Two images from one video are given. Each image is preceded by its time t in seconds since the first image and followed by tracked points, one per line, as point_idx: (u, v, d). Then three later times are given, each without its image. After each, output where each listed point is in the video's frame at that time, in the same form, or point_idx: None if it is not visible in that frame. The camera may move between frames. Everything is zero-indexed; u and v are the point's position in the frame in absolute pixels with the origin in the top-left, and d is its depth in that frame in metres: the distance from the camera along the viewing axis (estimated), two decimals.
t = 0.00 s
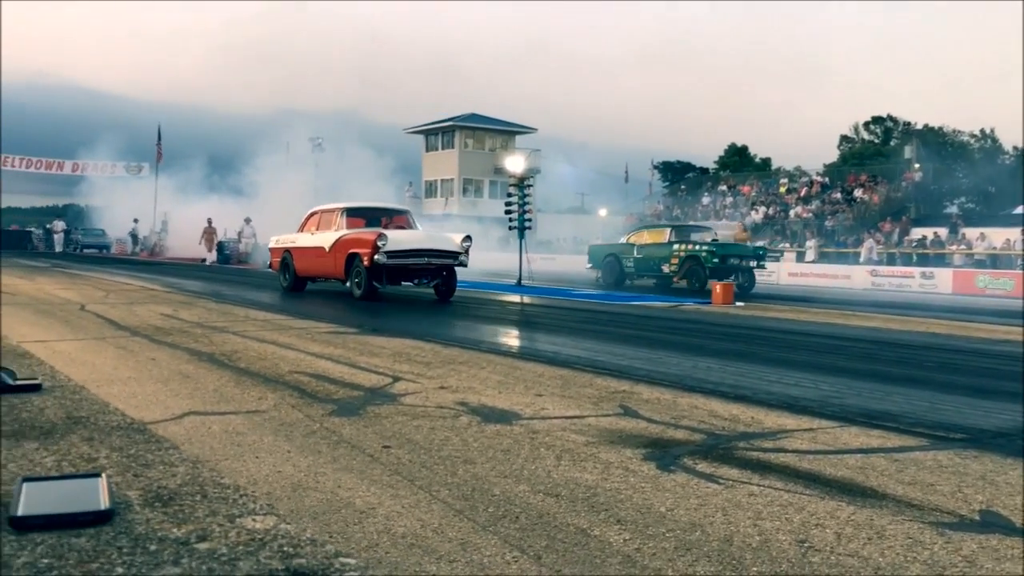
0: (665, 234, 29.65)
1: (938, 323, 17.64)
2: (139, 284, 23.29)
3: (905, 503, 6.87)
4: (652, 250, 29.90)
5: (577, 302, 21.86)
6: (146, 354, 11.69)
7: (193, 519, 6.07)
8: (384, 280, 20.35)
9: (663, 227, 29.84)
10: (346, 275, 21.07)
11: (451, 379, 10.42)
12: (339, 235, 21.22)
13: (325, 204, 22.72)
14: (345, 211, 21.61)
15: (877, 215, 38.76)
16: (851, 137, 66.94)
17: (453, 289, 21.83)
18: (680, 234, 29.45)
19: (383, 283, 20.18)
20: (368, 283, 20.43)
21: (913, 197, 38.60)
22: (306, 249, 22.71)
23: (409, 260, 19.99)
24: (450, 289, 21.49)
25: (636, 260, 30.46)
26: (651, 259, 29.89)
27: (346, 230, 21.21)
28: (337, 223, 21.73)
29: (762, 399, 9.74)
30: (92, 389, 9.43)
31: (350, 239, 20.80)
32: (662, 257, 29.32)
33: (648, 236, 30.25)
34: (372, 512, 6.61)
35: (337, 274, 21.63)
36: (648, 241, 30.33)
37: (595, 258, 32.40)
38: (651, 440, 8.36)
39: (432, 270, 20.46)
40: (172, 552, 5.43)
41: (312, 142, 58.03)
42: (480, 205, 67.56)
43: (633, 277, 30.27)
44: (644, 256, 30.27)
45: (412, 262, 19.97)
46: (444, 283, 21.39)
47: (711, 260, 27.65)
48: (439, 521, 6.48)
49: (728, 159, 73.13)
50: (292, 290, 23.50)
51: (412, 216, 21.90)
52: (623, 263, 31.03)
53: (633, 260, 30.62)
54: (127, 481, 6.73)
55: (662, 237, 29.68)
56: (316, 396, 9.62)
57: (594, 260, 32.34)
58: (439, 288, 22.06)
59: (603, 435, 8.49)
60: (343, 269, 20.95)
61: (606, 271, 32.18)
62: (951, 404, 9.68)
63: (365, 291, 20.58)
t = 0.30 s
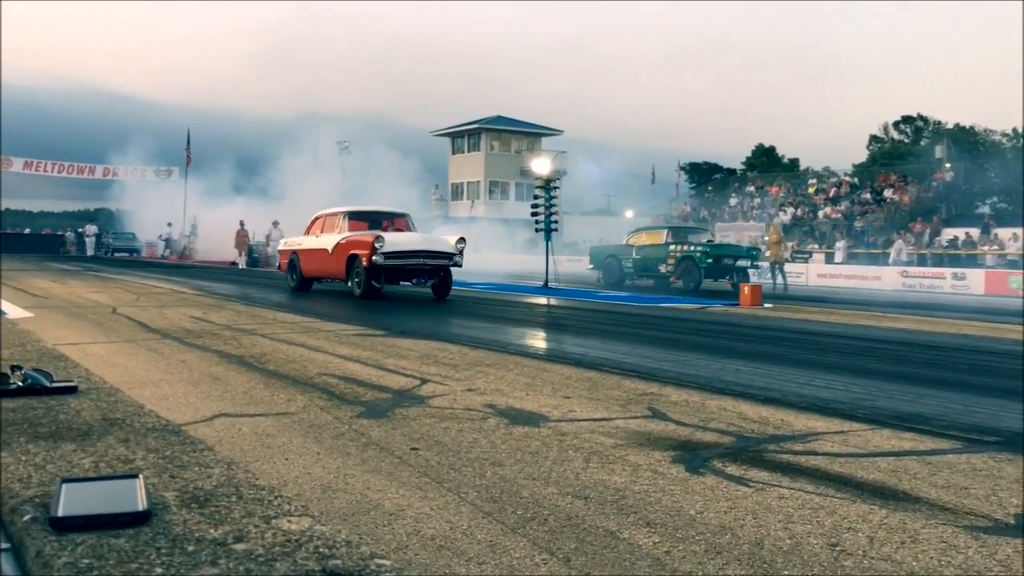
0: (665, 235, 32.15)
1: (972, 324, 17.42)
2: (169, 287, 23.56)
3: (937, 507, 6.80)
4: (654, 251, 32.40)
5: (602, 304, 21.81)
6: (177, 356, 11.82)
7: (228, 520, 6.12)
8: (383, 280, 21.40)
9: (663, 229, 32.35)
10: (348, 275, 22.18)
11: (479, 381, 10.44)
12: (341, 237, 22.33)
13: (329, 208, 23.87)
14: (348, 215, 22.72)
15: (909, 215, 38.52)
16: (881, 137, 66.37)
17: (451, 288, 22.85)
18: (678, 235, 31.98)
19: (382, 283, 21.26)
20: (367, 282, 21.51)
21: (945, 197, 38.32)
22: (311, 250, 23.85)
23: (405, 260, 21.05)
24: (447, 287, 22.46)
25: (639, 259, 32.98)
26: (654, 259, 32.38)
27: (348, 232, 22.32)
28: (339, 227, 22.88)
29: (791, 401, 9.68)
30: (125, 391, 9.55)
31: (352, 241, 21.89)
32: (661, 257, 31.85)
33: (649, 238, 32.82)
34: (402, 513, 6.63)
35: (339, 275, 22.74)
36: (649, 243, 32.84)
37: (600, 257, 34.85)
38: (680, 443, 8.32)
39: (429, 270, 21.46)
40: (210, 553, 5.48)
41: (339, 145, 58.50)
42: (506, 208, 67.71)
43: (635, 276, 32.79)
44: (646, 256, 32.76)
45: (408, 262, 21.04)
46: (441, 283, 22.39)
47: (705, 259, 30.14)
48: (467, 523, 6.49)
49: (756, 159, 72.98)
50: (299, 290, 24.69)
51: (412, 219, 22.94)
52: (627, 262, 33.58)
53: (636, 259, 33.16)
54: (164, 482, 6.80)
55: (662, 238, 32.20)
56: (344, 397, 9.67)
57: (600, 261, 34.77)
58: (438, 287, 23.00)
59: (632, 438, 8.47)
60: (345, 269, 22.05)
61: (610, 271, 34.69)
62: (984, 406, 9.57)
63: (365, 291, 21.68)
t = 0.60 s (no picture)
0: (663, 235, 33.22)
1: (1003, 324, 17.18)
2: (197, 288, 23.79)
3: (968, 508, 6.72)
4: (652, 250, 33.46)
5: (628, 304, 21.75)
6: (204, 356, 11.93)
7: (257, 518, 6.17)
8: (383, 279, 22.46)
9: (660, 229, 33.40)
10: (351, 274, 23.24)
11: (504, 381, 10.46)
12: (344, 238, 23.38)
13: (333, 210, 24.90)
14: (351, 216, 23.70)
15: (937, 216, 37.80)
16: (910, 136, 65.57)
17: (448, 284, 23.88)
18: (675, 234, 33.03)
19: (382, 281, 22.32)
20: (368, 281, 22.58)
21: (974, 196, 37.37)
22: (317, 250, 24.88)
23: (403, 259, 22.10)
24: (444, 284, 23.53)
25: (638, 257, 34.05)
26: (652, 257, 33.41)
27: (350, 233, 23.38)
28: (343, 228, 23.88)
29: (818, 401, 9.62)
30: (155, 391, 9.67)
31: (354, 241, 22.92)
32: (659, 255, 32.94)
33: (648, 237, 33.91)
34: (427, 513, 6.65)
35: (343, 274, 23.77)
36: (647, 241, 33.90)
37: (601, 255, 35.85)
38: (707, 443, 8.28)
39: (427, 269, 22.52)
40: (239, 552, 5.52)
41: (363, 147, 58.74)
42: (529, 208, 67.76)
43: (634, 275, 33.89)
44: (644, 254, 33.82)
45: (405, 261, 22.10)
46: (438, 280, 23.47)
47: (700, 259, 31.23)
48: (493, 523, 6.49)
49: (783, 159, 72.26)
50: (306, 288, 25.69)
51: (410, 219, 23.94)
52: (627, 261, 34.59)
53: (635, 258, 34.16)
54: (194, 481, 6.86)
55: (660, 238, 33.29)
56: (370, 397, 9.72)
57: (601, 259, 35.77)
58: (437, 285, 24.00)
59: (658, 438, 8.44)
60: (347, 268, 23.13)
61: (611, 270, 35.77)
62: (1016, 407, 9.45)
63: (365, 288, 22.76)
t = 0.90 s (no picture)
0: (647, 232, 33.73)
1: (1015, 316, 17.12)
2: (207, 287, 23.84)
3: (981, 502, 6.69)
4: (636, 245, 34.04)
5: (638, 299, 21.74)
6: (214, 356, 11.94)
7: (265, 517, 6.19)
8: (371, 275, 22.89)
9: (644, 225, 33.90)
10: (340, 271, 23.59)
11: (514, 378, 10.45)
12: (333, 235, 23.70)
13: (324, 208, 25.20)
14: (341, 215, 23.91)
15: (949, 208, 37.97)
16: (919, 128, 65.33)
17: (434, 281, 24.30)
18: (659, 230, 33.60)
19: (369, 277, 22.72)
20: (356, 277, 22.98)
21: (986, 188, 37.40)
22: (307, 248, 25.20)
23: (390, 256, 22.50)
24: (430, 280, 23.94)
25: (622, 253, 34.64)
26: (636, 253, 34.04)
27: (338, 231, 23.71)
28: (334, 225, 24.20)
29: (830, 396, 9.58)
30: (165, 391, 9.69)
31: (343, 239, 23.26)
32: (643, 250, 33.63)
33: (633, 233, 34.43)
34: (437, 511, 6.65)
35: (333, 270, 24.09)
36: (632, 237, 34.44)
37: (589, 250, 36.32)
38: (718, 439, 8.25)
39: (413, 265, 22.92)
40: (246, 552, 5.53)
41: (372, 144, 58.77)
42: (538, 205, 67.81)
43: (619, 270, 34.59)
44: (628, 249, 34.43)
45: (392, 258, 22.50)
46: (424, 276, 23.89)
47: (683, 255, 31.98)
48: (503, 520, 6.48)
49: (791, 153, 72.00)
50: (297, 285, 25.91)
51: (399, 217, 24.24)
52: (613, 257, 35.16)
53: (620, 254, 34.69)
54: (202, 482, 6.87)
55: (644, 234, 33.86)
56: (380, 396, 9.72)
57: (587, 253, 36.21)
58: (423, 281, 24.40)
59: (668, 434, 8.42)
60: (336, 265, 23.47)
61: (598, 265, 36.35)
62: None
63: (354, 284, 23.14)
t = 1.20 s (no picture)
0: (626, 228, 33.72)
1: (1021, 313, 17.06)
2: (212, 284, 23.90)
3: (986, 499, 6.67)
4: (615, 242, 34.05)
5: (642, 296, 21.74)
6: (218, 353, 11.96)
7: (266, 515, 6.19)
8: (355, 271, 23.11)
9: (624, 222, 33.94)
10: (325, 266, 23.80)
11: (517, 375, 10.45)
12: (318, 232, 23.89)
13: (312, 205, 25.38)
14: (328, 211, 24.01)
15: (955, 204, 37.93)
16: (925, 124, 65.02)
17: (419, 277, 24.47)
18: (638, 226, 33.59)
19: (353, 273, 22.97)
20: (341, 272, 23.24)
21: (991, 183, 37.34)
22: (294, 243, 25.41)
23: (372, 252, 22.70)
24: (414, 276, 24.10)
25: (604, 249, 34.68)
26: (616, 250, 34.05)
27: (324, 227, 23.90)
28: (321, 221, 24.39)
29: (835, 392, 9.55)
30: (168, 389, 9.70)
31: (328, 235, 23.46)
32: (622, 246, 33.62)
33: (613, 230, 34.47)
34: (440, 508, 6.65)
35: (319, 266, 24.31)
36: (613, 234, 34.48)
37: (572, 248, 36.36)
38: (722, 436, 8.23)
39: (395, 261, 23.10)
40: (244, 551, 5.53)
41: (376, 142, 58.73)
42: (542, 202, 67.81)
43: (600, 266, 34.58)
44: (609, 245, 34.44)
45: (373, 254, 22.69)
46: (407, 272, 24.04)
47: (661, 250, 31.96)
48: (506, 517, 6.47)
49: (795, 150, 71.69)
50: (286, 280, 26.17)
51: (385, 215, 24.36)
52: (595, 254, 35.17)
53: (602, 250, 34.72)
54: (202, 480, 6.88)
55: (623, 230, 33.82)
56: (383, 393, 9.72)
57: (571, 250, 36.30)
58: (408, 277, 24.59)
59: (672, 431, 8.40)
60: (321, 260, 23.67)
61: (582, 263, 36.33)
62: None
63: (338, 279, 23.42)
